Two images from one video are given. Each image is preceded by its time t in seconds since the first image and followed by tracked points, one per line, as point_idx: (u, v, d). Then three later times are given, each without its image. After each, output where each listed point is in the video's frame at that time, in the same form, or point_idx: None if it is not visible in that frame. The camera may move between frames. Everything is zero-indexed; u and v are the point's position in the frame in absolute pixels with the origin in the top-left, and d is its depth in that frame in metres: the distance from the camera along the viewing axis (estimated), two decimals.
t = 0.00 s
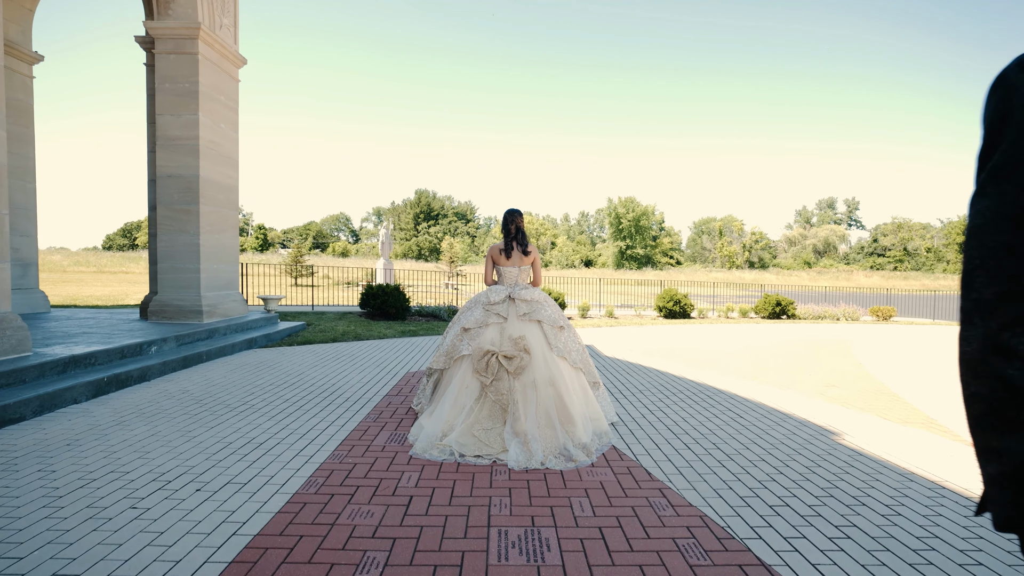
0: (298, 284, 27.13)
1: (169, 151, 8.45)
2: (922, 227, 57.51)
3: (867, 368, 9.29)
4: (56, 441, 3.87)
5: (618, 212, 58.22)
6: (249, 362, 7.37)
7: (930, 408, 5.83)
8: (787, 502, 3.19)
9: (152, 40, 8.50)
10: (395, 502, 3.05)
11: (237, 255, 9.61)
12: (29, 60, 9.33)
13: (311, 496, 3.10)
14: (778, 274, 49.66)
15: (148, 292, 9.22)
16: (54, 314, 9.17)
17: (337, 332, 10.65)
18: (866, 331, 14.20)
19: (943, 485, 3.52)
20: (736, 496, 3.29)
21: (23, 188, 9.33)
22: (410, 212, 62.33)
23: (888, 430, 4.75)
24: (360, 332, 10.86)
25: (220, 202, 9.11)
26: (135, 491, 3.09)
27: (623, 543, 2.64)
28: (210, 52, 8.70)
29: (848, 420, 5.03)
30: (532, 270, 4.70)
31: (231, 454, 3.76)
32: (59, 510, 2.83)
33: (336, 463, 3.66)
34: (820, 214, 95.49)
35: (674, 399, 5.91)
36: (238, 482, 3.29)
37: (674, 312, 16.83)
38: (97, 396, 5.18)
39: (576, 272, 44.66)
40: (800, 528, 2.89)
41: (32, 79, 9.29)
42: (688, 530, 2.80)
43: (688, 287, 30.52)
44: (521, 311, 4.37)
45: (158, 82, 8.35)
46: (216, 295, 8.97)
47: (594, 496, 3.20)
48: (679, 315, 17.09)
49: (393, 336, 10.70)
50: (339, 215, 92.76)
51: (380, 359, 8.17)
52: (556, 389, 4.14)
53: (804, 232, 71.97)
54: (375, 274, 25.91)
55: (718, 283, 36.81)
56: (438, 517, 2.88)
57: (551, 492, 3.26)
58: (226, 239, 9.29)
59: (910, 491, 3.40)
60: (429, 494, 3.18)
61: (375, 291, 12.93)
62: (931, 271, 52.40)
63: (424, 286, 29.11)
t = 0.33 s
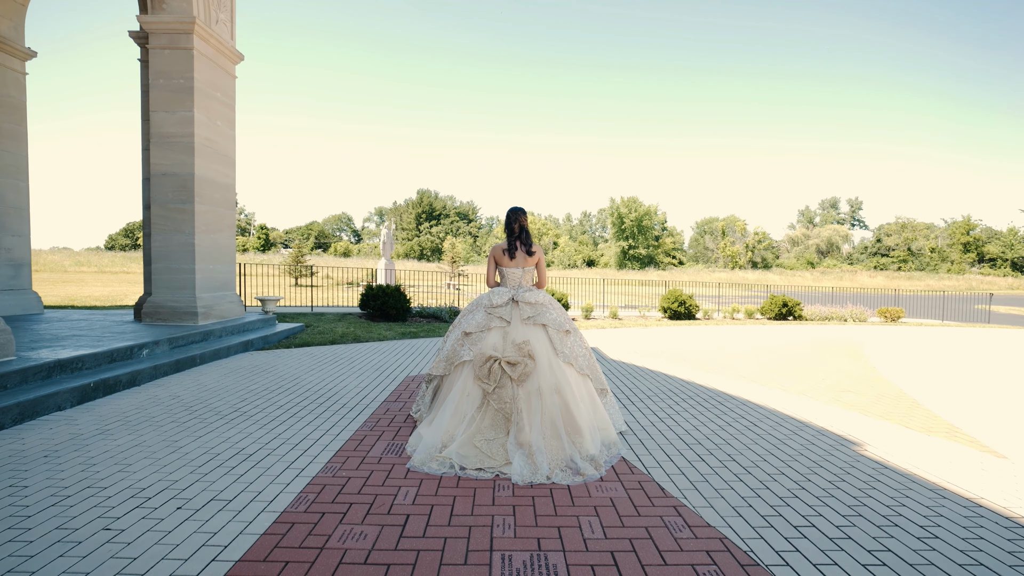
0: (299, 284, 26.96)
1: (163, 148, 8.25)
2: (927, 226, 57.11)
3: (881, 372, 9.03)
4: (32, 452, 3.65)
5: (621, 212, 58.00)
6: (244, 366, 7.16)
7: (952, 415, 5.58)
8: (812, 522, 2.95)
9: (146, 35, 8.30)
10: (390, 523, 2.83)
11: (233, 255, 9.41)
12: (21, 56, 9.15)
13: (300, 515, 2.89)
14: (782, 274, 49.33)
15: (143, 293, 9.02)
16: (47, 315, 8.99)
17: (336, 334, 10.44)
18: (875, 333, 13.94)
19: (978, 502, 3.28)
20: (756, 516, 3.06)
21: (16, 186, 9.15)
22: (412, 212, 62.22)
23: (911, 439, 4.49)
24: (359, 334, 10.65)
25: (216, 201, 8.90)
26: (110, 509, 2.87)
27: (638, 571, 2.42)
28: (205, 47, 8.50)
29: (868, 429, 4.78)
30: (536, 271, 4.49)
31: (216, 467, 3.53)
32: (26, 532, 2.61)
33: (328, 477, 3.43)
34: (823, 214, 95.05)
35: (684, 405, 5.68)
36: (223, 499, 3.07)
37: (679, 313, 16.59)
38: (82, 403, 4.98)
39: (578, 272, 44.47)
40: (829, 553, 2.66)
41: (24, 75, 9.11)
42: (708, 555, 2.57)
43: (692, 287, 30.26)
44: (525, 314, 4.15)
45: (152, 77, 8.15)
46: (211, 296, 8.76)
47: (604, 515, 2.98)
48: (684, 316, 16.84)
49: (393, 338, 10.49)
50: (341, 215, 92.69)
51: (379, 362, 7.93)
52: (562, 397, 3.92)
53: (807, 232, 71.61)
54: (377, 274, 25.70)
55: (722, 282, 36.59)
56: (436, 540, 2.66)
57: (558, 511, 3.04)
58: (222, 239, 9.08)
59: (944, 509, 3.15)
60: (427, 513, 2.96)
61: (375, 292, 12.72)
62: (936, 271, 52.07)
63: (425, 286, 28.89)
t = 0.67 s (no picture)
0: (299, 284, 26.80)
1: (157, 147, 8.09)
2: (929, 227, 56.94)
3: (888, 374, 8.84)
4: (8, 462, 3.48)
5: (622, 212, 57.82)
6: (238, 369, 7.00)
7: (966, 420, 5.40)
8: (831, 540, 2.77)
9: (140, 31, 8.14)
10: (381, 541, 2.66)
11: (229, 256, 9.25)
12: (14, 53, 8.99)
13: (286, 533, 2.72)
14: (784, 275, 49.11)
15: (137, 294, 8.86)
16: (39, 316, 8.83)
17: (334, 335, 10.28)
18: (881, 334, 13.75)
19: (1005, 517, 3.09)
20: (770, 531, 2.88)
21: (7, 185, 8.98)
22: (413, 212, 62.12)
23: (928, 447, 4.30)
24: (358, 335, 10.49)
25: (212, 200, 8.74)
26: (84, 526, 2.69)
27: None
28: (201, 43, 8.35)
29: (882, 436, 4.60)
30: (537, 272, 4.32)
31: (201, 479, 3.36)
32: None
33: (318, 489, 3.26)
34: (825, 214, 94.87)
35: (689, 410, 5.50)
36: (205, 513, 2.90)
37: (681, 314, 16.39)
38: (67, 408, 4.81)
39: (579, 272, 44.30)
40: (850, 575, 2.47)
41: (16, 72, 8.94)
42: None
43: (694, 288, 30.09)
44: (526, 317, 3.97)
45: (146, 74, 8.00)
46: (206, 298, 8.60)
47: (609, 531, 2.80)
48: (687, 317, 16.65)
49: (392, 340, 10.32)
50: (342, 215, 92.63)
51: (377, 365, 7.76)
52: (564, 404, 3.74)
53: (809, 233, 71.43)
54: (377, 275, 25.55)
55: (724, 283, 36.42)
56: (430, 560, 2.49)
57: (561, 526, 2.86)
58: (217, 239, 8.92)
59: (971, 526, 2.95)
60: (421, 530, 2.79)
61: (374, 293, 12.55)
62: (938, 271, 51.84)
63: (426, 286, 28.72)
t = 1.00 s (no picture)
0: (298, 284, 26.64)
1: (149, 144, 7.92)
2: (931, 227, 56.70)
3: (896, 376, 8.64)
4: None
5: (623, 212, 57.63)
6: (231, 371, 6.82)
7: (981, 425, 5.21)
8: (851, 559, 2.58)
9: (131, 26, 7.98)
10: (368, 560, 2.49)
11: (224, 256, 9.08)
12: (4, 49, 8.82)
13: (266, 550, 2.54)
14: (786, 275, 48.87)
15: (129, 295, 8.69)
16: (30, 317, 8.66)
17: (330, 336, 10.09)
18: (887, 335, 13.53)
19: None
20: (784, 549, 2.69)
21: None
22: (414, 212, 62.02)
23: (946, 456, 4.09)
24: (355, 336, 10.30)
25: (205, 199, 8.57)
26: (49, 544, 2.52)
27: None
28: (194, 38, 8.18)
29: (896, 443, 4.40)
30: (538, 271, 4.15)
31: (180, 490, 3.18)
32: None
33: (305, 501, 3.08)
34: (827, 214, 94.59)
35: (694, 414, 5.32)
36: (182, 529, 2.73)
37: (683, 315, 16.19)
38: (49, 413, 4.64)
39: (580, 272, 44.11)
40: None
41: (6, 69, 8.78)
42: None
43: (696, 288, 29.88)
44: (527, 318, 3.80)
45: (138, 70, 7.83)
46: (200, 298, 8.43)
47: (613, 549, 2.62)
48: (689, 318, 16.46)
49: (390, 341, 10.14)
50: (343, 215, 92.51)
51: (373, 367, 7.58)
52: (566, 411, 3.56)
53: (810, 232, 71.15)
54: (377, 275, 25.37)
55: (725, 283, 36.23)
56: None
57: (561, 543, 2.68)
58: (211, 238, 8.75)
59: (999, 543, 2.76)
60: (411, 547, 2.61)
61: (372, 294, 12.38)
62: (940, 271, 51.59)
63: (426, 287, 28.55)
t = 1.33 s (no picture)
0: (297, 285, 26.45)
1: (140, 142, 7.74)
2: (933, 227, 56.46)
3: (905, 379, 8.44)
4: None
5: (624, 212, 57.40)
6: (222, 375, 6.63)
7: (997, 431, 5.01)
8: None
9: (122, 21, 7.80)
10: None
11: (217, 256, 8.90)
12: None
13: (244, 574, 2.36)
14: (787, 275, 48.62)
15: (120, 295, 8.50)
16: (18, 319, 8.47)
17: (326, 338, 9.91)
18: (893, 336, 13.33)
19: None
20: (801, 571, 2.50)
21: None
22: (414, 212, 61.84)
23: (967, 467, 3.89)
24: (351, 338, 10.11)
25: (198, 197, 8.39)
26: (9, 568, 2.34)
27: None
28: (186, 34, 8.01)
29: (913, 452, 4.20)
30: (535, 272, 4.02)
31: (157, 505, 2.99)
32: None
33: (288, 518, 2.90)
34: (828, 214, 94.34)
35: (699, 421, 5.13)
36: (154, 550, 2.54)
37: (685, 316, 15.98)
38: (28, 420, 4.46)
39: (581, 272, 43.95)
40: None
41: None
42: None
43: (697, 288, 29.70)
44: (536, 319, 3.62)
45: (128, 66, 7.65)
46: (193, 300, 8.24)
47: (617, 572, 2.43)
48: (691, 319, 16.24)
49: (387, 343, 9.96)
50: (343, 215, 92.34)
51: (368, 370, 7.39)
52: (579, 414, 3.38)
53: (811, 232, 70.89)
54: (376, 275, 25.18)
55: (727, 283, 35.99)
56: None
57: (561, 565, 2.50)
58: (204, 238, 8.57)
59: None
60: (399, 570, 2.43)
61: (370, 295, 12.19)
62: (942, 271, 51.37)
63: (425, 287, 28.35)
